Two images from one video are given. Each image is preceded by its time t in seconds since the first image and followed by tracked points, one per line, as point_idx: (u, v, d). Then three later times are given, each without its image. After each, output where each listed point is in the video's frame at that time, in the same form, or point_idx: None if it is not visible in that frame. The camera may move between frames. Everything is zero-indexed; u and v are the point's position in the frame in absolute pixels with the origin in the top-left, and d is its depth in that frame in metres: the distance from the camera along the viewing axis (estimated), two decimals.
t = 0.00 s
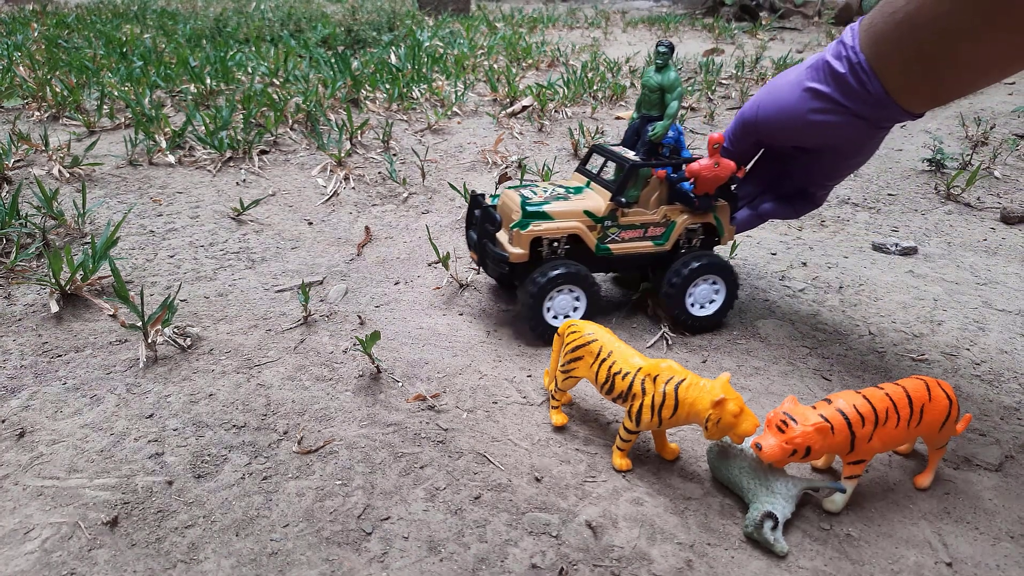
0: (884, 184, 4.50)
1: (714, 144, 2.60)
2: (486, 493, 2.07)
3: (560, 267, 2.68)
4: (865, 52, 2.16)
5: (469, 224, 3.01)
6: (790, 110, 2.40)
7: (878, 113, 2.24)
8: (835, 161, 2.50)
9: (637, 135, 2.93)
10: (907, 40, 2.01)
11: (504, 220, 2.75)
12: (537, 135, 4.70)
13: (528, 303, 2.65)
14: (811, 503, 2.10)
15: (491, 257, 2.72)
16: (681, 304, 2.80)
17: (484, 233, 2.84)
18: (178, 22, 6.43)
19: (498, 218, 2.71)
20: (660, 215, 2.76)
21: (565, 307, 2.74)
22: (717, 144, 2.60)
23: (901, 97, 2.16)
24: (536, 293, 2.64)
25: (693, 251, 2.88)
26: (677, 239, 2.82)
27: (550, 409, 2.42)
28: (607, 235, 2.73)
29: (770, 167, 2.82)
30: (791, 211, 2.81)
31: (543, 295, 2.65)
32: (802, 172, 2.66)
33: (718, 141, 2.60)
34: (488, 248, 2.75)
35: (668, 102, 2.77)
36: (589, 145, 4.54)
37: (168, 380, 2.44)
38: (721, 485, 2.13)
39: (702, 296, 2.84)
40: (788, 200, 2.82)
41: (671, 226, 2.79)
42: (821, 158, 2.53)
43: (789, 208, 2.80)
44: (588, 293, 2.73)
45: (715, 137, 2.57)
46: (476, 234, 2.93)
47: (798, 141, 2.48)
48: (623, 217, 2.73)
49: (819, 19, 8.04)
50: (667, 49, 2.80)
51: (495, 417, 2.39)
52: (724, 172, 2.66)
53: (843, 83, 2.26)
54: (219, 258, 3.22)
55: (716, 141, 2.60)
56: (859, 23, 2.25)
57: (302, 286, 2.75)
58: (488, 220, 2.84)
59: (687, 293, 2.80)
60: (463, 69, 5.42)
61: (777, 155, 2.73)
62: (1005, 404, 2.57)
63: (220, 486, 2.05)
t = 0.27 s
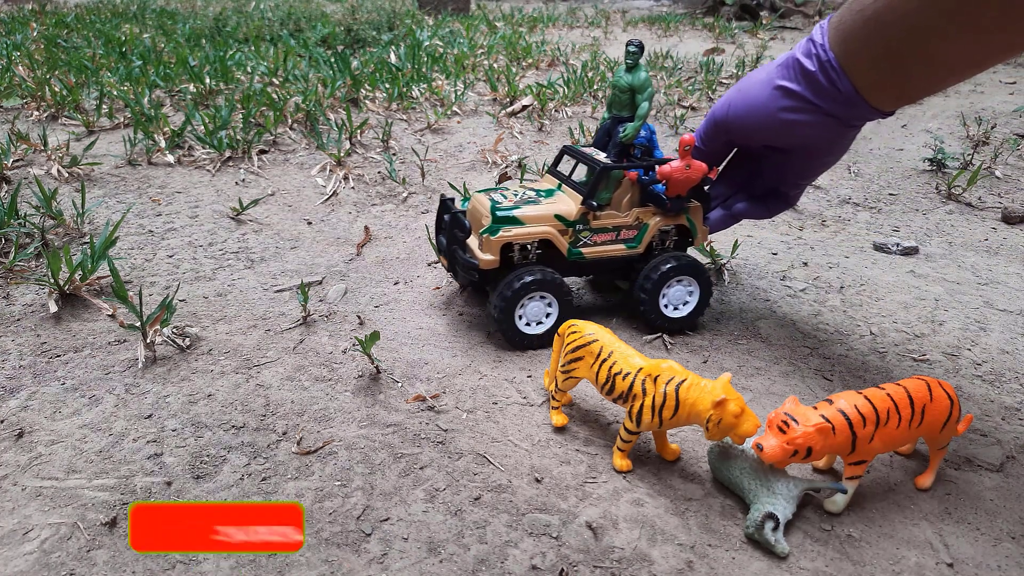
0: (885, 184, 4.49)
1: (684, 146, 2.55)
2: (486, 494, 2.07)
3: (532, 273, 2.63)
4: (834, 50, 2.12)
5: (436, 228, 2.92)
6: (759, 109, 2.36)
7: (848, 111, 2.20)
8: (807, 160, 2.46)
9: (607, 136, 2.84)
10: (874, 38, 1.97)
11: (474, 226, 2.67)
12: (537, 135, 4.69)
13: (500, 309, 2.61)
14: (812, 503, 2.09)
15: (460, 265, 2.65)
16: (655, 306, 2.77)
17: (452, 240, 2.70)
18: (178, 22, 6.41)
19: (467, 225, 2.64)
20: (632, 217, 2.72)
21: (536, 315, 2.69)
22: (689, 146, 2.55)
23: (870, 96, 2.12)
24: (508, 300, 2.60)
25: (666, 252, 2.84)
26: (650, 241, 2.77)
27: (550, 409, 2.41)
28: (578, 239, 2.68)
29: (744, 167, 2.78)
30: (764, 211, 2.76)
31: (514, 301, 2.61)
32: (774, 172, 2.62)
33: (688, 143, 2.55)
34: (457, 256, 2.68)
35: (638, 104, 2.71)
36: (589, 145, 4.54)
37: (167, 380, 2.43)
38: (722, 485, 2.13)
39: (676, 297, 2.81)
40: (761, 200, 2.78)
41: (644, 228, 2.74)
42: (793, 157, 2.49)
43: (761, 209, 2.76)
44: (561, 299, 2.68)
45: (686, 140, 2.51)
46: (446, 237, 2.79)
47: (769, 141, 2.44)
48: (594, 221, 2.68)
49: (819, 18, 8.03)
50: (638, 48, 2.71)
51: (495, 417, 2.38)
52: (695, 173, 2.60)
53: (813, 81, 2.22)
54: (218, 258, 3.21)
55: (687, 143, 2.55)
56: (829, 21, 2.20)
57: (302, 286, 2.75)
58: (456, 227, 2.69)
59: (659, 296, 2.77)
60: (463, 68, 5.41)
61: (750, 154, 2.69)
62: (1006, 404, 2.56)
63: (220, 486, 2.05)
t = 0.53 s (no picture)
0: (885, 184, 4.49)
1: (663, 148, 2.54)
2: (486, 494, 2.07)
3: (507, 276, 2.58)
4: (808, 50, 2.15)
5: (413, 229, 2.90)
6: (736, 111, 2.36)
7: (823, 112, 2.23)
8: (784, 160, 2.49)
9: (586, 136, 2.79)
10: (848, 37, 2.00)
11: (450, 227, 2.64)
12: (537, 135, 4.69)
13: (474, 312, 2.57)
14: (812, 504, 2.09)
15: (436, 267, 2.63)
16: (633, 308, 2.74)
17: (428, 241, 2.70)
18: (178, 22, 6.41)
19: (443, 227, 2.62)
20: (609, 220, 2.68)
21: (511, 318, 2.65)
22: (666, 148, 2.53)
23: (844, 96, 2.15)
24: (483, 303, 2.55)
25: (644, 255, 2.80)
26: (627, 244, 2.74)
27: (550, 409, 2.41)
28: (555, 241, 2.65)
29: (720, 169, 2.78)
30: (742, 211, 2.76)
31: (489, 305, 2.56)
32: (752, 172, 2.63)
33: (666, 146, 2.52)
34: (434, 257, 2.65)
35: (617, 105, 2.63)
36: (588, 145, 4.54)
37: (168, 380, 2.43)
38: (722, 485, 2.13)
39: (654, 299, 2.78)
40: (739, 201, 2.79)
41: (622, 231, 2.71)
42: (769, 157, 2.51)
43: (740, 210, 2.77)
44: (537, 302, 2.64)
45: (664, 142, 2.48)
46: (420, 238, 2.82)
47: (746, 142, 2.44)
48: (571, 223, 2.65)
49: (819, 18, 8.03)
50: (616, 49, 2.64)
51: (496, 417, 2.38)
52: (672, 177, 2.57)
53: (788, 82, 2.24)
54: (218, 258, 3.21)
55: (665, 146, 2.53)
56: (802, 20, 2.23)
57: (302, 287, 2.74)
58: (431, 227, 2.69)
59: (636, 300, 2.74)
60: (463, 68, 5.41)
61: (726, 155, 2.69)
62: (1006, 404, 2.56)
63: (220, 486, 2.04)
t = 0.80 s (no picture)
0: (885, 184, 4.49)
1: (641, 151, 2.50)
2: (486, 494, 2.07)
3: (483, 277, 2.57)
4: (790, 52, 2.15)
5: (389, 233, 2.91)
6: (717, 112, 2.36)
7: (804, 114, 2.23)
8: (765, 164, 2.47)
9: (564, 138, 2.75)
10: (827, 38, 2.01)
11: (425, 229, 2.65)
12: (537, 135, 4.69)
13: (449, 314, 2.54)
14: (812, 504, 2.09)
15: (411, 269, 2.63)
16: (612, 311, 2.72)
17: (402, 242, 2.72)
18: (178, 22, 6.41)
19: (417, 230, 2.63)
20: (587, 223, 2.67)
21: (488, 321, 2.62)
22: (644, 151, 2.50)
23: (824, 97, 2.15)
24: (458, 305, 2.54)
25: (622, 258, 2.79)
26: (606, 247, 2.72)
27: (550, 409, 2.41)
28: (532, 244, 2.63)
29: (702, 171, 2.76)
30: (723, 214, 2.75)
31: (465, 306, 2.54)
32: (733, 175, 2.61)
33: (644, 148, 2.49)
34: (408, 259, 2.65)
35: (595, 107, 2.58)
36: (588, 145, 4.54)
37: (168, 380, 2.43)
38: (722, 485, 2.13)
39: (632, 302, 2.76)
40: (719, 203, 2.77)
41: (600, 234, 2.69)
42: (751, 160, 2.49)
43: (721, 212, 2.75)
44: (514, 305, 2.62)
45: (640, 145, 2.46)
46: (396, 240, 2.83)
47: (728, 144, 2.43)
48: (548, 225, 2.63)
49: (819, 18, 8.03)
50: (594, 49, 2.57)
51: (496, 417, 2.38)
52: (650, 179, 2.55)
53: (769, 83, 2.23)
54: (218, 258, 3.21)
55: (643, 149, 2.49)
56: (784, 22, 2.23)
57: (302, 287, 2.74)
58: (406, 229, 2.74)
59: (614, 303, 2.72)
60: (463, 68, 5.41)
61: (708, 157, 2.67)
62: (1006, 404, 2.56)
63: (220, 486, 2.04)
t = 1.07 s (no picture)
0: (885, 184, 4.49)
1: (605, 151, 2.48)
2: (486, 494, 2.07)
3: (450, 281, 2.54)
4: (757, 51, 2.02)
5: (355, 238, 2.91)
6: (687, 114, 2.29)
7: (774, 115, 2.13)
8: (736, 165, 2.39)
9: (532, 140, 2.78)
10: (792, 40, 1.86)
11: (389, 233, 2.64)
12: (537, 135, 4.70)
13: (415, 316, 2.51)
14: (812, 504, 2.09)
15: (374, 273, 2.62)
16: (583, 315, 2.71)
17: (366, 247, 2.75)
18: (178, 22, 6.41)
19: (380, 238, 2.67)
20: (556, 225, 2.65)
21: (455, 324, 2.59)
22: (608, 151, 2.48)
23: (794, 99, 2.03)
24: (424, 307, 2.50)
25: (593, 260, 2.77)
26: (574, 249, 2.70)
27: (550, 409, 2.41)
28: (499, 247, 2.62)
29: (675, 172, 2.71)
30: (694, 215, 2.70)
31: (431, 308, 2.51)
32: (704, 177, 2.55)
33: (609, 148, 2.48)
34: (372, 264, 2.65)
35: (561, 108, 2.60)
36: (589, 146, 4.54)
37: (168, 380, 2.43)
38: (722, 485, 2.13)
39: (602, 305, 2.74)
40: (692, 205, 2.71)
41: (568, 236, 2.67)
42: (722, 161, 2.41)
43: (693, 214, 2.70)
44: (481, 308, 2.59)
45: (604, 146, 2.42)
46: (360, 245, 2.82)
47: (698, 145, 2.36)
48: (515, 228, 2.62)
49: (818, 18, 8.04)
50: (560, 51, 2.58)
51: (495, 417, 2.38)
52: (616, 180, 2.51)
53: (738, 83, 2.14)
54: (218, 258, 3.21)
55: (607, 149, 2.48)
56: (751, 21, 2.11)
57: (302, 287, 2.74)
58: (371, 233, 2.77)
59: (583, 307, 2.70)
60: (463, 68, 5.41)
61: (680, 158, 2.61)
62: (1006, 404, 2.56)
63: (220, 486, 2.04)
